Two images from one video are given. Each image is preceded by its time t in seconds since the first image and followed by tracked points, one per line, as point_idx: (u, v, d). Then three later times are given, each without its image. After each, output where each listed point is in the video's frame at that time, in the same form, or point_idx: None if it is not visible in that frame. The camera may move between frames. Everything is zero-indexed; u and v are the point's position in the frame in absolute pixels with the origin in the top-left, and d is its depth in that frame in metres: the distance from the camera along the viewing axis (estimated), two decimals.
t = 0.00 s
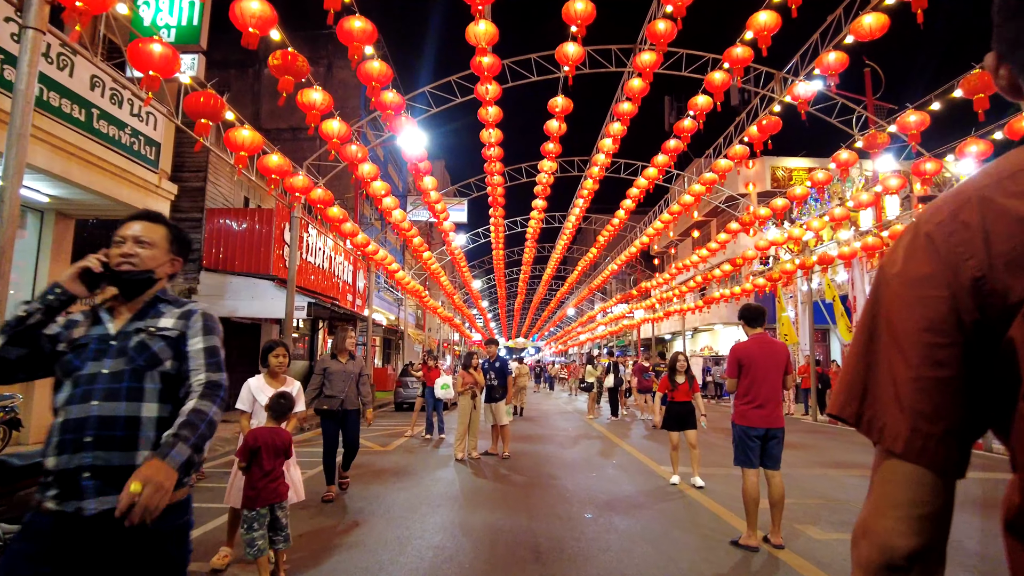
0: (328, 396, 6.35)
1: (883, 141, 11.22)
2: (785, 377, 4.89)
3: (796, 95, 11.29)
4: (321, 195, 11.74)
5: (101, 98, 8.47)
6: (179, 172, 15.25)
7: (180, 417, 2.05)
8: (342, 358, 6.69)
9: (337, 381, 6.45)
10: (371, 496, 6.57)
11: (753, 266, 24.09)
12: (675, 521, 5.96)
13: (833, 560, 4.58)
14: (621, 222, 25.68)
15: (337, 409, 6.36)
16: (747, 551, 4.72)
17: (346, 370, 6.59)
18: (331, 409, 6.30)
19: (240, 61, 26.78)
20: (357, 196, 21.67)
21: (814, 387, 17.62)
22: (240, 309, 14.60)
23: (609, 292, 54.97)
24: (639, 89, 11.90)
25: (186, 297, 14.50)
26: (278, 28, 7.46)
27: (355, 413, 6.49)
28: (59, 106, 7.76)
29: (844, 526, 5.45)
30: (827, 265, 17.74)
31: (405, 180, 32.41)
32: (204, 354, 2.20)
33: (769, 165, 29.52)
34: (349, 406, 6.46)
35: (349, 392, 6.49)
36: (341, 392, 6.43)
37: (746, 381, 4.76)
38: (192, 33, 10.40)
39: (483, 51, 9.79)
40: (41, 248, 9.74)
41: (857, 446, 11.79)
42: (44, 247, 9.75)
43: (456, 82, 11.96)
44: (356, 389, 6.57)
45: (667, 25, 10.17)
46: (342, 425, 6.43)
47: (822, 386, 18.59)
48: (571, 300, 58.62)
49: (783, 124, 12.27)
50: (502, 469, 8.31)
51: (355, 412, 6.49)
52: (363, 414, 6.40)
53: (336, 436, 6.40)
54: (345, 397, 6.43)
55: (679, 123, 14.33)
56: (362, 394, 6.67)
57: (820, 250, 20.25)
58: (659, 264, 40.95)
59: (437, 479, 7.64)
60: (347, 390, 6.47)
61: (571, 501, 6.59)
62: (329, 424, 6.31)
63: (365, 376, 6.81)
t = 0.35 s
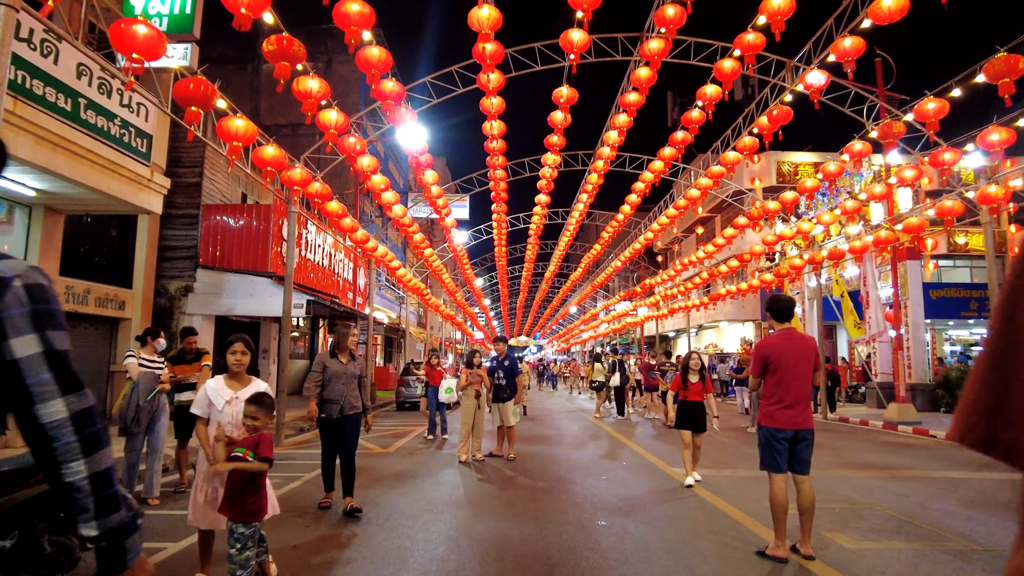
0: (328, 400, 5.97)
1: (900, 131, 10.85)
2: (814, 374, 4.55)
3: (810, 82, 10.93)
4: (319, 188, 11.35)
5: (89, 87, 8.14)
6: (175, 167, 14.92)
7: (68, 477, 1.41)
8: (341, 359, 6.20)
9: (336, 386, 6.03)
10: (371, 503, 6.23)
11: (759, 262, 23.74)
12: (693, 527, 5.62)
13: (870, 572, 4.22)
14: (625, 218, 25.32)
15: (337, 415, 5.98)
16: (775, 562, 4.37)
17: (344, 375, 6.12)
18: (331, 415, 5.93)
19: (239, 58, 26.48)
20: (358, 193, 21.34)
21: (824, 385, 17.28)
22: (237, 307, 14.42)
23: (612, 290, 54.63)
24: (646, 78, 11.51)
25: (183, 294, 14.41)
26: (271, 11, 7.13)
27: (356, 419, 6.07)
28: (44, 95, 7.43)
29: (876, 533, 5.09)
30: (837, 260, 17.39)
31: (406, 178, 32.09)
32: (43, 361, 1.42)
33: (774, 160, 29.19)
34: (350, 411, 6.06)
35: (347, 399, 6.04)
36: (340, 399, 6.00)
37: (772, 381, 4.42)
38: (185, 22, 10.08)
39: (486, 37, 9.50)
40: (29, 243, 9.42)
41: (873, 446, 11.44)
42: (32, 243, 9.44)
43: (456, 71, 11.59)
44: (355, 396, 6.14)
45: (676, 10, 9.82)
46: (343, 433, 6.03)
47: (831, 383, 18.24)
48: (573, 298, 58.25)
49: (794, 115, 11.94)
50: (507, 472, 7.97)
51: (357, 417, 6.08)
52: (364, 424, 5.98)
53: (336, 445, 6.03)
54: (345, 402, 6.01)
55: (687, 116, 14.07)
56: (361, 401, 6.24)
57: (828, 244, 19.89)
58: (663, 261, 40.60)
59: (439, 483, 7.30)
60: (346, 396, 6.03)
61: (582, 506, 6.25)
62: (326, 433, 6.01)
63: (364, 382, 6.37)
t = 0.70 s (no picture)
0: (340, 402, 5.59)
1: (920, 123, 10.50)
2: (853, 376, 4.22)
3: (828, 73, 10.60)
4: (321, 181, 10.97)
5: (81, 75, 7.84)
6: (174, 162, 14.61)
7: None
8: (356, 356, 5.84)
9: (350, 385, 5.67)
10: (374, 511, 5.91)
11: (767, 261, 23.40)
12: (716, 537, 5.29)
13: None
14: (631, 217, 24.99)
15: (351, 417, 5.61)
16: None
17: (360, 373, 5.76)
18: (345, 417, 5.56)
19: (240, 54, 26.22)
20: (360, 190, 21.08)
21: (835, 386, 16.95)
22: (237, 306, 14.07)
23: (616, 290, 54.30)
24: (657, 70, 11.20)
25: (182, 292, 14.03)
26: None
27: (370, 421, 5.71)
28: (34, 82, 7.13)
29: (915, 545, 4.74)
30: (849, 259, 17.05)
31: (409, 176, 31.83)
32: None
33: (781, 158, 28.90)
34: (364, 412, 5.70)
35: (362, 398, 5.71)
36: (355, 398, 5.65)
37: (811, 385, 4.09)
38: (182, 10, 9.78)
39: (494, 25, 9.22)
40: (21, 238, 9.13)
41: (890, 449, 11.09)
42: (24, 238, 9.14)
43: (462, 63, 11.23)
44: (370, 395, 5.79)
45: None
46: (357, 436, 5.68)
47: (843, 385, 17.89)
48: (576, 298, 57.94)
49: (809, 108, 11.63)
50: (516, 477, 7.65)
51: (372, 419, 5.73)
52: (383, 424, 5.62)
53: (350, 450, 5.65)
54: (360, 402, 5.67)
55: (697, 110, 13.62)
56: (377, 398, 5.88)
57: (838, 243, 19.55)
58: (667, 260, 40.28)
59: (445, 488, 6.99)
60: (361, 395, 5.69)
61: (597, 514, 5.92)
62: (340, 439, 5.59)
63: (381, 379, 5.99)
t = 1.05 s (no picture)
0: (341, 409, 4.94)
1: (935, 116, 10.18)
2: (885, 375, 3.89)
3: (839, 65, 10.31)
4: (317, 177, 10.61)
5: (67, 64, 7.54)
6: (169, 158, 14.31)
7: None
8: (357, 355, 5.22)
9: (352, 389, 5.03)
10: (369, 519, 5.60)
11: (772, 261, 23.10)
12: (733, 547, 4.97)
13: None
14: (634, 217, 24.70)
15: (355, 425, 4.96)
16: None
17: (362, 375, 5.13)
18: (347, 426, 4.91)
19: (239, 52, 25.98)
20: (360, 188, 20.79)
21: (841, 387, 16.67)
22: (231, 304, 13.76)
23: (618, 290, 53.98)
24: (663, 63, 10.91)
25: (176, 291, 13.78)
26: None
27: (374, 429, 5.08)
28: (16, 69, 6.82)
29: (949, 558, 4.42)
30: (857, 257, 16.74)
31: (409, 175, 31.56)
32: None
33: (786, 157, 28.62)
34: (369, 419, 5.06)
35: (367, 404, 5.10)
36: (360, 402, 5.04)
37: (840, 385, 3.77)
38: None
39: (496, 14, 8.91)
40: (7, 234, 8.84)
41: (905, 453, 10.75)
42: (10, 234, 8.86)
43: (463, 54, 10.90)
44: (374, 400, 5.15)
45: None
46: (362, 446, 5.03)
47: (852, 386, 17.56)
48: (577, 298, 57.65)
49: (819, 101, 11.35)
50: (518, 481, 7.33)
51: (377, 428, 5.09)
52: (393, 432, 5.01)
53: (354, 464, 5.01)
54: (365, 408, 5.04)
55: (704, 104, 13.33)
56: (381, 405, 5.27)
57: (845, 242, 19.24)
58: (670, 260, 39.98)
59: (445, 493, 6.67)
60: (365, 400, 5.06)
61: (605, 522, 5.61)
62: (344, 451, 4.91)
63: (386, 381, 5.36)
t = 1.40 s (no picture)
0: (330, 415, 4.30)
1: (950, 104, 9.81)
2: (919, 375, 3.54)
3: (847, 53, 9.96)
4: (309, 172, 10.27)
5: (42, 51, 7.17)
6: (158, 154, 13.92)
7: None
8: (344, 352, 4.52)
9: (342, 393, 4.37)
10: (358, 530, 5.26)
11: (775, 257, 22.74)
12: (748, 559, 4.64)
13: None
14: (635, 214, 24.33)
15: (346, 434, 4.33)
16: None
17: (352, 376, 4.45)
18: (338, 435, 4.28)
19: (234, 47, 25.58)
20: (356, 185, 20.44)
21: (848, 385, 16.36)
22: (224, 304, 13.41)
23: (618, 288, 53.63)
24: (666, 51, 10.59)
25: (168, 290, 13.42)
26: None
27: (367, 436, 4.47)
28: None
29: (985, 572, 4.08)
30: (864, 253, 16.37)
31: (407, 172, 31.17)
32: None
33: (788, 152, 28.25)
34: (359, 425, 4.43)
35: (359, 410, 4.45)
36: (352, 408, 4.39)
37: (870, 386, 3.43)
38: None
39: None
40: None
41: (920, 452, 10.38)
42: None
43: (459, 43, 10.50)
44: (365, 404, 4.51)
45: None
46: (352, 456, 4.42)
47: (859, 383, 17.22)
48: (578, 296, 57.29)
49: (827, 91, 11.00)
50: (519, 487, 6.97)
51: (370, 434, 4.49)
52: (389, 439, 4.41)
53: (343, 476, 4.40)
54: (356, 413, 4.42)
55: (708, 94, 12.95)
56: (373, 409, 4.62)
57: (851, 237, 18.89)
58: (671, 258, 39.59)
59: (441, 500, 6.34)
60: (357, 404, 4.41)
61: (611, 533, 5.26)
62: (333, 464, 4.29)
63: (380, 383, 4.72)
